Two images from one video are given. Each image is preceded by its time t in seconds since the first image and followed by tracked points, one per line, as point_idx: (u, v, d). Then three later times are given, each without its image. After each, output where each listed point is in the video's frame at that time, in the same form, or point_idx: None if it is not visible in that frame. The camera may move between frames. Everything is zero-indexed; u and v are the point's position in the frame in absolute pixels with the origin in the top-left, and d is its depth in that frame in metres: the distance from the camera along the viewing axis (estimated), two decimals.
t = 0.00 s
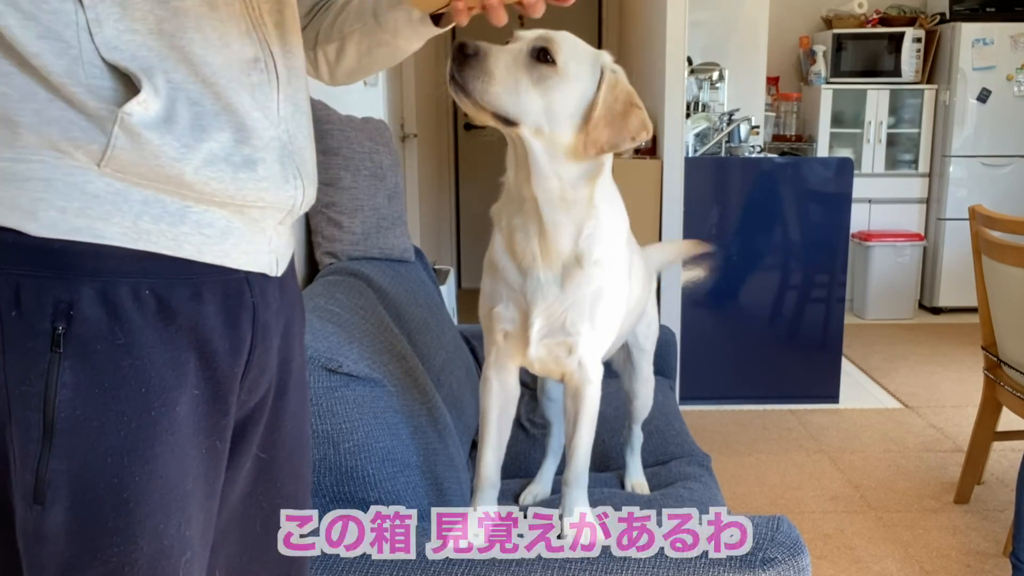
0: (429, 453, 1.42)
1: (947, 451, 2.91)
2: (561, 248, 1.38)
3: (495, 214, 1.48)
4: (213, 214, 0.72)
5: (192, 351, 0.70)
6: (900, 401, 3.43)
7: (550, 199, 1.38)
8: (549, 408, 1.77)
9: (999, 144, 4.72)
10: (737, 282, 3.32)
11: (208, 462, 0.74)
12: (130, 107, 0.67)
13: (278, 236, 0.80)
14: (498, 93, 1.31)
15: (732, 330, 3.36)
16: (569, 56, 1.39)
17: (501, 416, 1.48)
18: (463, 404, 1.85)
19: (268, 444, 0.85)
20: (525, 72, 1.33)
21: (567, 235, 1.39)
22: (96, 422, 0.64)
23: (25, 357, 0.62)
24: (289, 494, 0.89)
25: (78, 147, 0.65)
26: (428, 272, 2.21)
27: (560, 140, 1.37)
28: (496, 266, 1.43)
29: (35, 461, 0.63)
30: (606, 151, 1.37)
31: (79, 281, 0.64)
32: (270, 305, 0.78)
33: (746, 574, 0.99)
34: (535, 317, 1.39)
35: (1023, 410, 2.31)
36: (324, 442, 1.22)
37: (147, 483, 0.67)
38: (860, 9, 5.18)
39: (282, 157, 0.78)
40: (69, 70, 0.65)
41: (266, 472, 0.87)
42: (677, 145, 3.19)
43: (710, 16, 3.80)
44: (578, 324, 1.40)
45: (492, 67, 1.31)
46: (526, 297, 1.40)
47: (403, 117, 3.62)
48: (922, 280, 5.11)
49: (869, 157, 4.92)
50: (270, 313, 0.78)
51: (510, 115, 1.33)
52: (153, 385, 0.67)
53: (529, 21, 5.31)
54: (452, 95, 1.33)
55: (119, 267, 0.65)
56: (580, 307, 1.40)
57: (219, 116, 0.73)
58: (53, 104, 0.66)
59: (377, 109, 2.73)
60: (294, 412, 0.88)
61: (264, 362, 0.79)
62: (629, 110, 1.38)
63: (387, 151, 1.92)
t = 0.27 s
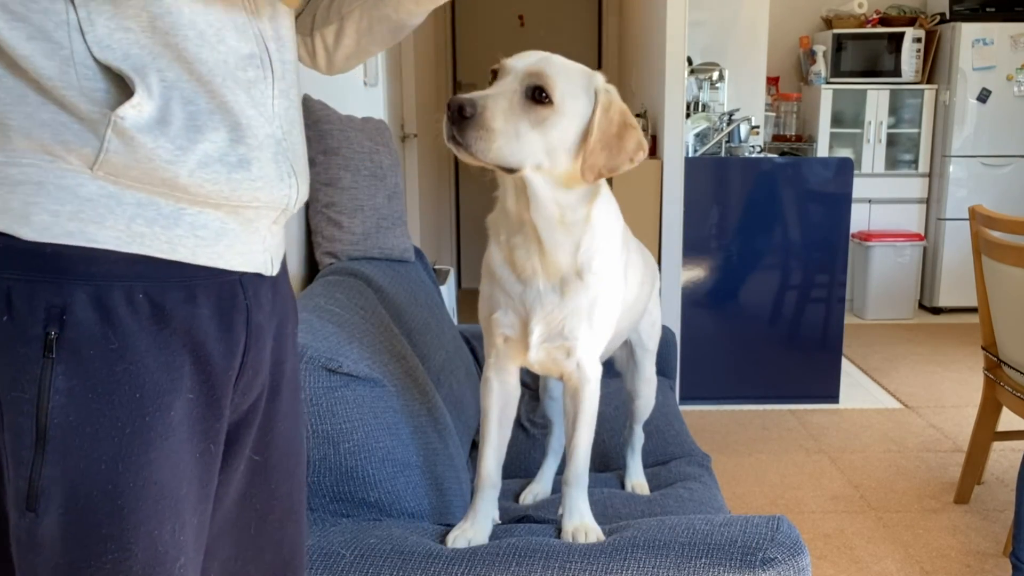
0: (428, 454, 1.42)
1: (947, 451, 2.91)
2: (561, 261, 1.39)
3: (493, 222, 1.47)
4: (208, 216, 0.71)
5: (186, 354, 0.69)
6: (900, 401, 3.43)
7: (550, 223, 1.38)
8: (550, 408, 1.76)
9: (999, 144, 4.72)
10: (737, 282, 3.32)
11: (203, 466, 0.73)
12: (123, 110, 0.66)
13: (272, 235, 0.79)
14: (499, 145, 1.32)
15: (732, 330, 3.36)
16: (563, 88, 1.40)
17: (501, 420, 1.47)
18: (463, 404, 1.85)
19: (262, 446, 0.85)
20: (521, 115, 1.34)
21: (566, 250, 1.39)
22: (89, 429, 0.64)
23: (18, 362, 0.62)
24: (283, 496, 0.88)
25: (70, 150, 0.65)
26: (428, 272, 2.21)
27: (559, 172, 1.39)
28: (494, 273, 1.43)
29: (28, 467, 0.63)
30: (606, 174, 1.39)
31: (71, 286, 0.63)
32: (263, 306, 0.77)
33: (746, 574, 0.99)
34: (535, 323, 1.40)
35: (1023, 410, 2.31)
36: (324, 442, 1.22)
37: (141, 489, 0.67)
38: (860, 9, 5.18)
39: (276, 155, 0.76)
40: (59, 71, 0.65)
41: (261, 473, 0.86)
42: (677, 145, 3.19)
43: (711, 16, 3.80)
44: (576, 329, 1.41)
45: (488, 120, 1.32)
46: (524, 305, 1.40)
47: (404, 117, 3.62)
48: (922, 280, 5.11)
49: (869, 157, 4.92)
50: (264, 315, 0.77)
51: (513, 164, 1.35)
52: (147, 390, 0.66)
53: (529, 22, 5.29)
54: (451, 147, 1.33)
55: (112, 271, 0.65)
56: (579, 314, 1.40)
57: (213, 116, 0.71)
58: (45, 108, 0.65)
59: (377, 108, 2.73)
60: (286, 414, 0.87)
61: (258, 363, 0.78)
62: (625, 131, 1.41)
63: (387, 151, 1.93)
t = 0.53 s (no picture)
0: (427, 455, 1.42)
1: (947, 451, 2.91)
2: (554, 270, 1.37)
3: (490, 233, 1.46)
4: (205, 218, 0.71)
5: (183, 359, 0.70)
6: (900, 401, 3.43)
7: (536, 233, 1.35)
8: (548, 407, 1.77)
9: (999, 144, 4.72)
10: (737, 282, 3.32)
11: (197, 470, 0.73)
12: (120, 113, 0.65)
13: (269, 236, 0.79)
14: (473, 147, 1.28)
15: (732, 330, 3.36)
16: (544, 93, 1.35)
17: (501, 419, 1.48)
18: (463, 404, 1.85)
19: (258, 449, 0.85)
20: (497, 119, 1.30)
21: (558, 259, 1.37)
22: (86, 437, 0.64)
23: (14, 370, 0.62)
24: (278, 498, 0.88)
25: (66, 152, 0.64)
26: (428, 272, 2.21)
27: (536, 182, 1.34)
28: (495, 282, 1.43)
29: (23, 476, 0.63)
30: (584, 189, 1.33)
31: (68, 291, 0.63)
32: (258, 307, 0.78)
33: (746, 574, 0.99)
34: (539, 332, 1.40)
35: (1023, 410, 2.30)
36: (324, 442, 1.22)
37: (138, 495, 0.67)
38: (860, 9, 5.18)
39: (273, 156, 0.76)
40: (54, 73, 0.64)
41: (257, 476, 0.86)
42: (677, 144, 3.19)
43: (711, 16, 3.80)
44: (578, 333, 1.42)
45: (464, 119, 1.28)
46: (527, 312, 1.40)
47: (403, 117, 3.62)
48: (922, 280, 5.11)
49: (869, 156, 4.92)
50: (259, 317, 0.78)
51: (487, 168, 1.30)
52: (144, 395, 0.67)
53: (529, 22, 5.28)
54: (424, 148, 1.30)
55: (109, 275, 0.65)
56: (580, 318, 1.41)
57: (210, 116, 0.70)
58: (39, 109, 0.64)
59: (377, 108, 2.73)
60: (282, 417, 0.87)
61: (254, 366, 0.78)
62: (606, 147, 1.35)
63: (387, 151, 1.93)
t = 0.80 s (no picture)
0: (428, 455, 1.42)
1: (947, 451, 2.91)
2: (531, 256, 1.34)
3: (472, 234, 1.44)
4: (208, 219, 0.71)
5: (185, 365, 0.70)
6: (900, 401, 3.43)
7: (508, 216, 1.33)
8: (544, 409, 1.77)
9: (998, 144, 4.72)
10: (737, 282, 3.32)
11: (199, 476, 0.73)
12: (123, 114, 0.65)
13: (270, 235, 0.79)
14: (423, 98, 1.24)
15: (732, 330, 3.36)
16: (504, 64, 1.32)
17: (495, 419, 1.48)
18: (463, 404, 1.85)
19: (259, 453, 0.84)
20: (452, 78, 1.27)
21: (533, 245, 1.34)
22: (89, 444, 0.65)
23: (19, 377, 0.62)
24: (279, 502, 0.88)
25: (69, 155, 0.64)
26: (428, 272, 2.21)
27: (496, 154, 1.30)
28: (479, 281, 1.41)
29: (26, 485, 0.63)
30: (548, 168, 1.28)
31: (70, 297, 0.63)
32: (262, 311, 0.78)
33: (746, 574, 0.99)
34: (524, 326, 1.38)
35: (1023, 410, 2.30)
36: (324, 441, 1.22)
37: (142, 502, 0.67)
38: (860, 9, 5.18)
39: (274, 154, 0.76)
40: (54, 76, 0.63)
41: (258, 479, 0.86)
42: (677, 145, 3.19)
43: (711, 16, 3.80)
44: (567, 327, 1.39)
45: (415, 70, 1.25)
46: (512, 308, 1.38)
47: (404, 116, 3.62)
48: (922, 280, 5.11)
49: (869, 157, 4.92)
50: (262, 320, 0.78)
51: (433, 116, 1.26)
52: (147, 402, 0.67)
53: (529, 21, 5.28)
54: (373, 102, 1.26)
55: (112, 281, 0.65)
56: (567, 313, 1.38)
57: (212, 116, 0.70)
58: (39, 112, 0.64)
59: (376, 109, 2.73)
60: (283, 420, 0.87)
61: (256, 370, 0.78)
62: (570, 124, 1.31)
63: (387, 151, 1.93)
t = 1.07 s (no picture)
0: (428, 456, 1.42)
1: (947, 451, 2.91)
2: (492, 255, 1.32)
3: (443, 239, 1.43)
4: (205, 220, 0.71)
5: (182, 369, 0.70)
6: (900, 401, 3.43)
7: (467, 216, 1.30)
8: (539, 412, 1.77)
9: (999, 144, 4.72)
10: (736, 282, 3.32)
11: (196, 480, 0.73)
12: (116, 116, 0.64)
13: (268, 235, 0.79)
14: (372, 99, 1.19)
15: (732, 330, 3.36)
16: (461, 68, 1.28)
17: (487, 420, 1.48)
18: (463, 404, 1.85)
19: (259, 457, 0.84)
20: (404, 79, 1.21)
21: (492, 244, 1.31)
22: (86, 450, 0.65)
23: (13, 384, 0.62)
24: (278, 505, 0.87)
25: (61, 158, 0.64)
26: (428, 272, 2.22)
27: (449, 159, 1.25)
28: (456, 279, 1.42)
29: (21, 491, 0.63)
30: (500, 176, 1.23)
31: (66, 302, 0.63)
32: (260, 314, 0.78)
33: (746, 574, 0.99)
34: (501, 324, 1.37)
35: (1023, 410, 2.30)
36: (323, 441, 1.22)
37: (139, 508, 0.67)
38: (861, 9, 5.18)
39: (270, 154, 0.76)
40: (45, 78, 0.63)
41: (258, 482, 0.86)
42: (677, 145, 3.19)
43: (711, 16, 3.80)
44: (548, 325, 1.37)
45: (366, 69, 1.19)
46: (488, 305, 1.37)
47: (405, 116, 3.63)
48: (922, 280, 5.11)
49: (868, 157, 4.92)
50: (260, 323, 0.78)
51: (383, 116, 1.20)
52: (144, 407, 0.67)
53: (529, 22, 5.27)
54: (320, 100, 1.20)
55: (108, 284, 0.65)
56: (544, 309, 1.36)
57: (205, 117, 0.70)
58: (32, 116, 0.64)
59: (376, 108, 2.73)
60: (282, 423, 0.87)
61: (255, 373, 0.78)
62: (527, 134, 1.25)
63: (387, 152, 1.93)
